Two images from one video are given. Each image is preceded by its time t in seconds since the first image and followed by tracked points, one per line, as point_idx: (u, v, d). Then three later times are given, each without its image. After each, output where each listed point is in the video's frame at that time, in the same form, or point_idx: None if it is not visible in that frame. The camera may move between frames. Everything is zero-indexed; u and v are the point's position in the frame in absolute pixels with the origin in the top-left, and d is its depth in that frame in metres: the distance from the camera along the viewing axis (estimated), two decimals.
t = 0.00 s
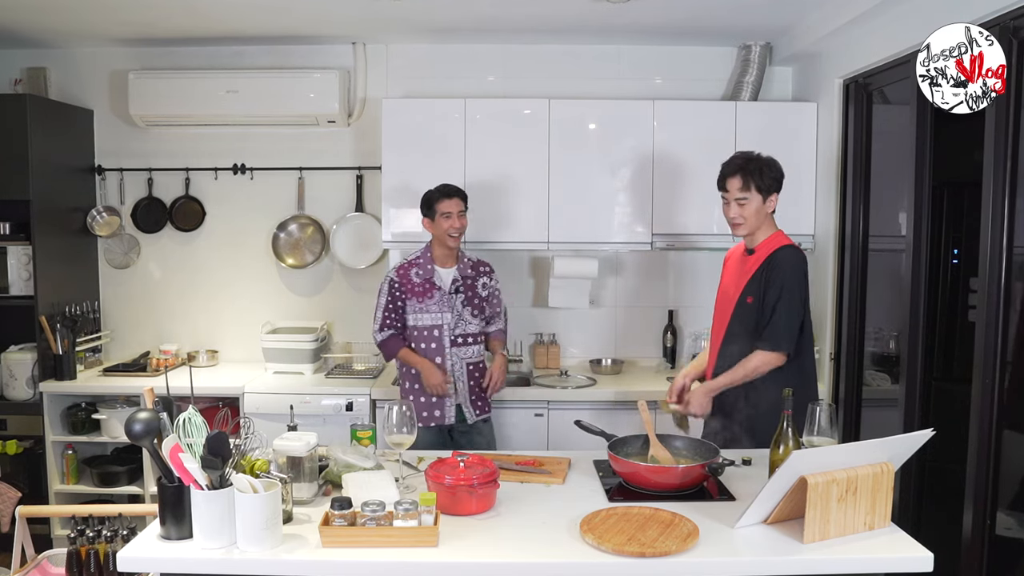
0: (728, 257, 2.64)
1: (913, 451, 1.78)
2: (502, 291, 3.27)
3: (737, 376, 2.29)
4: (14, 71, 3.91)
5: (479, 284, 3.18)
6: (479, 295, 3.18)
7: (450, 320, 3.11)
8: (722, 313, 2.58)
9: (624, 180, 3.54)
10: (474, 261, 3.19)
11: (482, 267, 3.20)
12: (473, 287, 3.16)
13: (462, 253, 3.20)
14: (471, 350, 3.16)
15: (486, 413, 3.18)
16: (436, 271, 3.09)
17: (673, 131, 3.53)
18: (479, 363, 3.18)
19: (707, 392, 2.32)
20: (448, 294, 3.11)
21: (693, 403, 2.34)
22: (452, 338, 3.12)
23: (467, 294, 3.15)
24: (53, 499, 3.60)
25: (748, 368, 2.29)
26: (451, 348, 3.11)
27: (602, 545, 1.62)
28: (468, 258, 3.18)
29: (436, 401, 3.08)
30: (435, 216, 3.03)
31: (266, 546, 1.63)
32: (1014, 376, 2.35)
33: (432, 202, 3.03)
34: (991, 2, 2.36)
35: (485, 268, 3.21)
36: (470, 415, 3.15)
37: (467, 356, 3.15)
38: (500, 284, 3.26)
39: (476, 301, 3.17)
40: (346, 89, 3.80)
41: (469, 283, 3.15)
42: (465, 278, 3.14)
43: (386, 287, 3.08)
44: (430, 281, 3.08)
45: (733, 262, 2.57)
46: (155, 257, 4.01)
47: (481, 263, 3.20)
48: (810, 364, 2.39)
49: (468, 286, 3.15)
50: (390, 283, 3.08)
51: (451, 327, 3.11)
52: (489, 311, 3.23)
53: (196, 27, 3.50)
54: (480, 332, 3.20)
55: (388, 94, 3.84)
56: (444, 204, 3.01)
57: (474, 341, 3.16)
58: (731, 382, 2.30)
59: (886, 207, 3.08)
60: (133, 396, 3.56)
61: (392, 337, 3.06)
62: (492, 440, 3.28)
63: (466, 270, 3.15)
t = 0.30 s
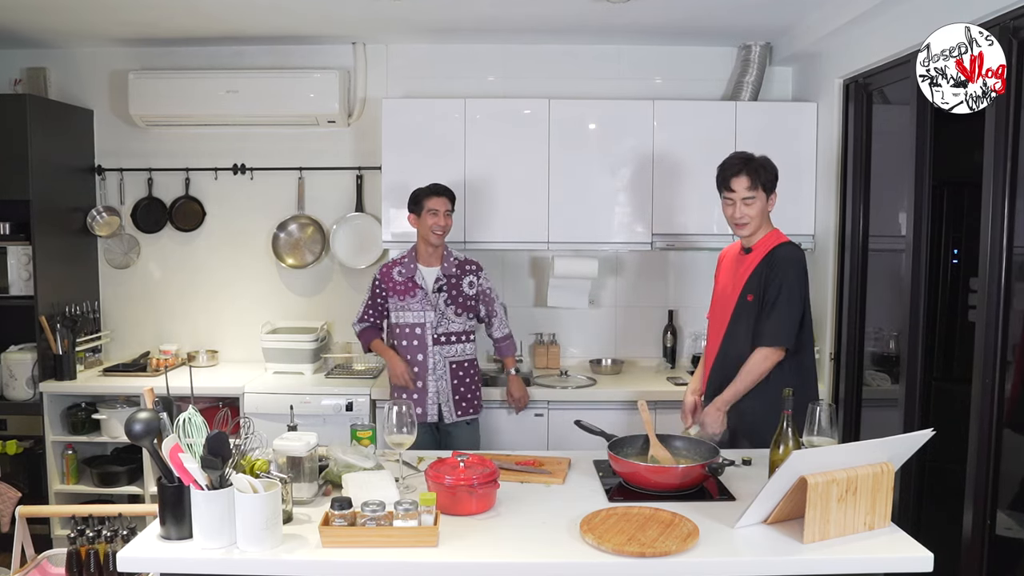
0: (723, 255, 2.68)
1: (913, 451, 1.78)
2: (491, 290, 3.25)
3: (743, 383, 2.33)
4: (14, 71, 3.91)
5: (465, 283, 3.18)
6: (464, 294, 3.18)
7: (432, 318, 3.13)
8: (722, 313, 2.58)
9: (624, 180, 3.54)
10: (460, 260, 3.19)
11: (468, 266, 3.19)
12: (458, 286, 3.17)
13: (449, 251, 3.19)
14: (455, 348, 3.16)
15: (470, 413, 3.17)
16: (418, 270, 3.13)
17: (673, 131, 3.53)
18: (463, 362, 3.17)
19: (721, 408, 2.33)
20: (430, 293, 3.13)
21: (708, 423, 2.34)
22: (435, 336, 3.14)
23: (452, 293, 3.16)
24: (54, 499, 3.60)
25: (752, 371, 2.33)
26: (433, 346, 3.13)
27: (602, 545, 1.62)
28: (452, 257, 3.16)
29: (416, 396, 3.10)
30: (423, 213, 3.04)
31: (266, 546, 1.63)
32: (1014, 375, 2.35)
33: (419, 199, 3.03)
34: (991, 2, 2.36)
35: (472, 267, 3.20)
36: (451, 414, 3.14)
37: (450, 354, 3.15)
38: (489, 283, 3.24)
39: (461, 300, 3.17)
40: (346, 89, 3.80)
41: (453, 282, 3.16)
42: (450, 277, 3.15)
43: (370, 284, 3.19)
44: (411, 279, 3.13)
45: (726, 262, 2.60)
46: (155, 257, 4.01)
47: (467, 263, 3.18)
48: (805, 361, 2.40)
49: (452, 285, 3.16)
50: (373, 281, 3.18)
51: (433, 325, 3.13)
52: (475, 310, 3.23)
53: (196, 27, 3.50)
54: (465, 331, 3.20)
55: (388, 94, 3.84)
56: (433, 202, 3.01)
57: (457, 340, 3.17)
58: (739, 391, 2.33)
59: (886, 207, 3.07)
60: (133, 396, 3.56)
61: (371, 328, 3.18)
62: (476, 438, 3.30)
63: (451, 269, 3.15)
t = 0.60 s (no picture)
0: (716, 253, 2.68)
1: (913, 451, 1.78)
2: (492, 290, 3.24)
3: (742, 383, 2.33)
4: (14, 71, 3.91)
5: (466, 282, 3.17)
6: (464, 294, 3.17)
7: (430, 315, 3.12)
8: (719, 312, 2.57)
9: (624, 180, 3.54)
10: (462, 259, 3.17)
11: (471, 266, 3.17)
12: (459, 285, 3.16)
13: (453, 251, 3.19)
14: (451, 346, 3.15)
15: (463, 412, 3.16)
16: (419, 267, 3.13)
17: (673, 131, 3.53)
18: (458, 360, 3.17)
19: (721, 408, 2.33)
20: (430, 291, 3.13)
21: (708, 423, 2.33)
22: (433, 333, 3.14)
23: (452, 292, 3.15)
24: (54, 499, 3.61)
25: (751, 370, 2.32)
26: (429, 342, 3.13)
27: (601, 545, 1.62)
28: (456, 257, 3.16)
29: (406, 387, 3.13)
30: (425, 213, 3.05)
31: (266, 546, 1.63)
32: (1013, 375, 2.35)
33: (422, 200, 3.05)
34: (991, 2, 2.36)
35: (475, 267, 3.18)
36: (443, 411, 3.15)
37: (446, 352, 3.14)
38: (491, 284, 3.23)
39: (461, 299, 3.17)
40: (346, 89, 3.80)
41: (456, 282, 3.15)
42: (452, 276, 3.14)
43: (371, 273, 3.21)
44: (412, 275, 3.12)
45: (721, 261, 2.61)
46: (155, 257, 4.01)
47: (470, 262, 3.17)
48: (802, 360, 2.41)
49: (455, 285, 3.15)
50: (374, 270, 3.19)
51: (431, 322, 3.13)
52: (475, 309, 3.22)
53: (196, 27, 3.50)
54: (463, 329, 3.19)
55: (388, 94, 3.85)
56: (435, 202, 3.02)
57: (454, 337, 3.16)
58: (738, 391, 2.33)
59: (886, 207, 3.07)
60: (133, 396, 3.56)
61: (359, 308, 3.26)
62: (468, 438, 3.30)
63: (453, 269, 3.14)
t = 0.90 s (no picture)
0: (731, 252, 2.71)
1: (913, 451, 1.78)
2: (497, 291, 3.26)
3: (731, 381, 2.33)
4: (14, 71, 3.91)
5: (473, 281, 3.18)
6: (471, 293, 3.19)
7: (437, 314, 3.13)
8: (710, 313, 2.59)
9: (624, 180, 3.54)
10: (470, 259, 3.19)
11: (477, 265, 3.19)
12: (466, 284, 3.17)
13: (460, 251, 3.20)
14: (458, 345, 3.16)
15: (467, 412, 3.17)
16: (428, 266, 3.13)
17: (673, 131, 3.53)
18: (464, 359, 3.17)
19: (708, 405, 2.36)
20: (438, 290, 3.13)
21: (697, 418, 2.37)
22: (439, 332, 3.14)
23: (460, 291, 3.16)
24: (54, 499, 3.61)
25: (736, 370, 2.32)
26: (435, 342, 3.13)
27: (602, 545, 1.62)
28: (463, 256, 3.18)
29: (410, 386, 3.13)
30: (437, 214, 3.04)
31: (266, 546, 1.63)
32: (1014, 376, 2.34)
33: (433, 201, 3.04)
34: (991, 2, 2.36)
35: (482, 266, 3.20)
36: (448, 410, 3.15)
37: (452, 351, 3.15)
38: (496, 284, 3.25)
39: (468, 298, 3.18)
40: (346, 89, 3.80)
41: (463, 281, 3.16)
42: (459, 275, 3.15)
43: (379, 271, 3.19)
44: (421, 274, 3.12)
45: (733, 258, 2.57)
46: (155, 257, 4.01)
47: (478, 262, 3.19)
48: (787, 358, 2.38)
49: (462, 284, 3.16)
50: (383, 268, 3.18)
51: (438, 321, 3.13)
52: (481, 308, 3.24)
53: (196, 27, 3.50)
54: (469, 329, 3.20)
55: (388, 94, 3.85)
56: (447, 203, 3.01)
57: (461, 337, 3.17)
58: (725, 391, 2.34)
59: (886, 207, 3.07)
60: (133, 396, 3.56)
61: (363, 313, 3.23)
62: (463, 439, 3.30)
63: (461, 268, 3.15)
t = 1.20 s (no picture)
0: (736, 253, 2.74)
1: (913, 451, 1.78)
2: (497, 292, 3.23)
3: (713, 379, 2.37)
4: (14, 71, 3.91)
5: (472, 282, 3.17)
6: (470, 293, 3.18)
7: (436, 314, 3.13)
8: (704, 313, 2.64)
9: (624, 180, 3.54)
10: (470, 259, 3.18)
11: (477, 266, 3.19)
12: (466, 284, 3.16)
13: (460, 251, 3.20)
14: (456, 346, 3.16)
15: (467, 412, 3.16)
16: (428, 265, 3.13)
17: (673, 131, 3.53)
18: (464, 360, 3.17)
19: (704, 412, 2.36)
20: (438, 290, 3.13)
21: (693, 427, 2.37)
22: (438, 332, 3.15)
23: (458, 291, 3.16)
24: (54, 499, 3.61)
25: (713, 366, 2.38)
26: (435, 342, 3.14)
27: (602, 545, 1.62)
28: (463, 256, 3.17)
29: (409, 387, 3.13)
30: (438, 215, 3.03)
31: (266, 546, 1.63)
32: (1014, 376, 2.34)
33: (436, 201, 3.03)
34: (991, 2, 2.37)
35: (481, 267, 3.19)
36: (446, 411, 3.14)
37: (450, 351, 3.15)
38: (497, 285, 3.23)
39: (467, 298, 3.17)
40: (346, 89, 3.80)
41: (462, 281, 3.16)
42: (458, 275, 3.15)
43: (380, 273, 3.21)
44: (419, 274, 3.13)
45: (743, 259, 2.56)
46: (155, 257, 4.01)
47: (477, 262, 3.18)
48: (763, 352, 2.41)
49: (461, 284, 3.16)
50: (384, 269, 3.19)
51: (437, 322, 3.14)
52: (481, 310, 3.23)
53: (197, 27, 3.50)
54: (469, 330, 3.20)
55: (388, 94, 3.85)
56: (450, 205, 3.01)
57: (460, 337, 3.17)
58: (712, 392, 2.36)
59: (886, 207, 3.07)
60: (133, 396, 3.56)
61: (366, 315, 3.24)
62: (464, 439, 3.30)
63: (460, 268, 3.15)
